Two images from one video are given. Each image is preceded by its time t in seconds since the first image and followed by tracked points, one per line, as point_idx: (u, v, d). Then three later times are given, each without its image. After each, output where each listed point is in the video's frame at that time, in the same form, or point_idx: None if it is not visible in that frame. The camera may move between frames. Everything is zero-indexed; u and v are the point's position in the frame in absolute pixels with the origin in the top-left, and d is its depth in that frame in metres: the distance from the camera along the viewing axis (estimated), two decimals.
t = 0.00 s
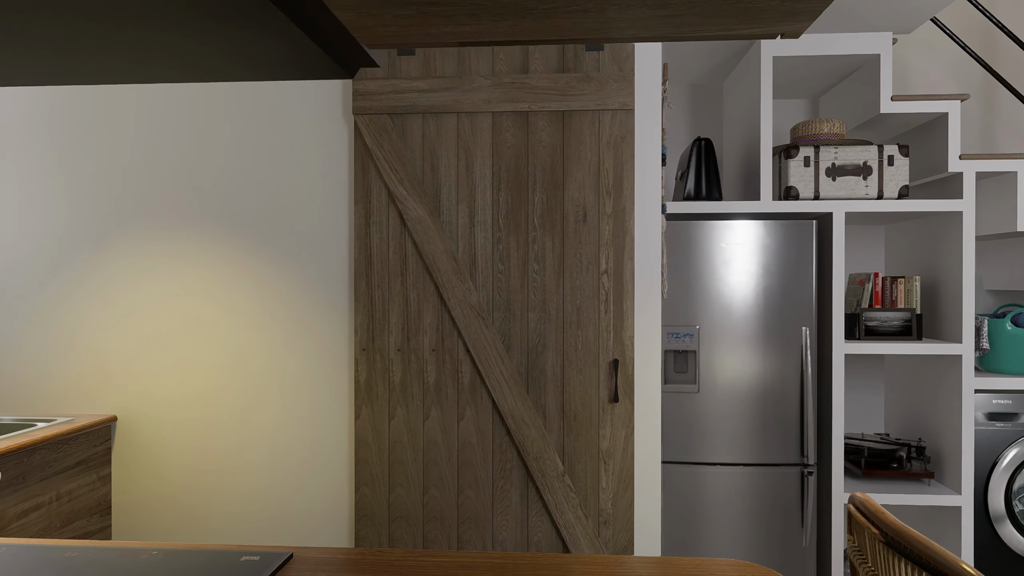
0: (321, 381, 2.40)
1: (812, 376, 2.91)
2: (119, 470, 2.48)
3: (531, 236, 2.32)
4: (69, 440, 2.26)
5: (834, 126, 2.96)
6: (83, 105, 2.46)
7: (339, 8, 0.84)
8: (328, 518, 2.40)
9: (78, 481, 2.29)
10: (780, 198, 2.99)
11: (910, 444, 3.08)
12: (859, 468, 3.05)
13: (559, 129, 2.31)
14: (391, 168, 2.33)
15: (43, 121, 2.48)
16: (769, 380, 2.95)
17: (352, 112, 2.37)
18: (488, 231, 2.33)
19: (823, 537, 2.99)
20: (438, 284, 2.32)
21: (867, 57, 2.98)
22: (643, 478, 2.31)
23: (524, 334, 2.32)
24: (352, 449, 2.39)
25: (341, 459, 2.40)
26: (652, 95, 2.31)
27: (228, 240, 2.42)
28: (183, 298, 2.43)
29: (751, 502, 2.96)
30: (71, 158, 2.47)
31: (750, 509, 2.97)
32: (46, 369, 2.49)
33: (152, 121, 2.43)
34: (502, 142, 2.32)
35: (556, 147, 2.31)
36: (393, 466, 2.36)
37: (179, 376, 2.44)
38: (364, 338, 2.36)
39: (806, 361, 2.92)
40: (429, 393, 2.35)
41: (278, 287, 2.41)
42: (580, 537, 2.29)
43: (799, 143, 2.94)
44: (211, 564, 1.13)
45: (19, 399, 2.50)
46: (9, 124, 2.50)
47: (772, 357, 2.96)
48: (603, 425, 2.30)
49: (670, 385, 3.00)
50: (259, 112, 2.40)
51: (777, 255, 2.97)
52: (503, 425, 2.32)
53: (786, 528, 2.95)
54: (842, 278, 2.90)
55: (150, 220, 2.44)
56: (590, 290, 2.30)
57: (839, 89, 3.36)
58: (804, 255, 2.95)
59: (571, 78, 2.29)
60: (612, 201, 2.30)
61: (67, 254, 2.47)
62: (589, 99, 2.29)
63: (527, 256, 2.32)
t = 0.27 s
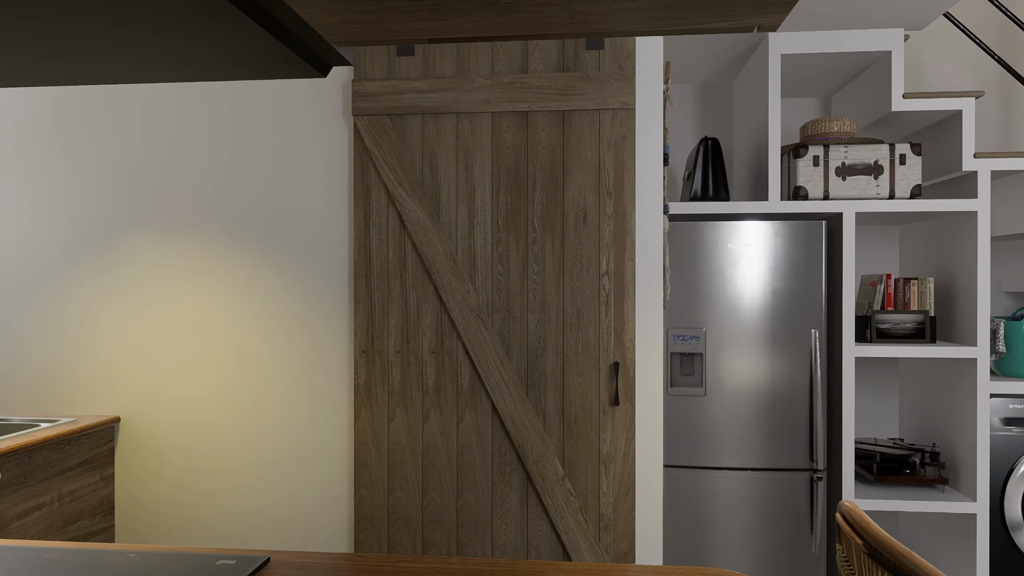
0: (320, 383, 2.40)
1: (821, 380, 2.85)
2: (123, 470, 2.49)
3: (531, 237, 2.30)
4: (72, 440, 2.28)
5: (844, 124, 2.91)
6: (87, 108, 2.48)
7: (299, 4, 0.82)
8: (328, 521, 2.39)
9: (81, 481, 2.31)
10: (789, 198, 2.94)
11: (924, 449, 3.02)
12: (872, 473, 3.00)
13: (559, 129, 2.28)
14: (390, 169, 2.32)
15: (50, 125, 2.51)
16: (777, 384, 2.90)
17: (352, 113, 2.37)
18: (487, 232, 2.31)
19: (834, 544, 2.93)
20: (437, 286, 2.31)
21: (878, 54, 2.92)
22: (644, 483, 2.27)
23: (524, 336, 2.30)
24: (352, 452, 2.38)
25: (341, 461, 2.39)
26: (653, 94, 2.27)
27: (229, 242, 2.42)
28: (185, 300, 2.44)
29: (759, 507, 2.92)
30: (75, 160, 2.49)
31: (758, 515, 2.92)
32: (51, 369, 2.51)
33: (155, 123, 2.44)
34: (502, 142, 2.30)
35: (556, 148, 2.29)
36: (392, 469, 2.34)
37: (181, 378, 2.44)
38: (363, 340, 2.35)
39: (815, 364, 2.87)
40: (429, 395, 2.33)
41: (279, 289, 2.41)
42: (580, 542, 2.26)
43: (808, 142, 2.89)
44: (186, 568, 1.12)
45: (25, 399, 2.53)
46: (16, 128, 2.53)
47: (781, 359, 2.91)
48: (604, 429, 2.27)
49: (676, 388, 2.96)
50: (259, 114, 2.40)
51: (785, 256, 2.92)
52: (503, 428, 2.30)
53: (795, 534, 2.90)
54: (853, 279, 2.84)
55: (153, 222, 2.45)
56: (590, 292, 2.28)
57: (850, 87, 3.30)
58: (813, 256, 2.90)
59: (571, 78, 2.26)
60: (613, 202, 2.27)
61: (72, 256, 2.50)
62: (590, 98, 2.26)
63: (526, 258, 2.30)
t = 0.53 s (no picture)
0: (322, 385, 2.39)
1: (833, 383, 2.80)
2: (129, 470, 2.51)
3: (532, 238, 2.27)
4: (77, 440, 2.30)
5: (856, 123, 2.84)
6: (94, 111, 2.51)
7: (260, 3, 0.81)
8: (329, 524, 2.39)
9: (86, 480, 2.33)
10: (800, 198, 2.88)
11: (940, 455, 2.94)
12: (886, 479, 2.93)
13: (561, 129, 2.26)
14: (392, 170, 2.31)
15: (58, 128, 2.54)
16: (788, 387, 2.85)
17: (353, 114, 2.36)
18: (488, 233, 2.29)
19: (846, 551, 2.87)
20: (438, 287, 2.30)
21: (892, 50, 2.86)
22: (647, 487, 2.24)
23: (525, 338, 2.28)
24: (353, 453, 2.38)
25: (343, 463, 2.38)
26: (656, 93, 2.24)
27: (232, 243, 2.43)
28: (189, 301, 2.45)
29: (769, 513, 2.87)
30: (82, 163, 2.52)
31: (768, 521, 2.87)
32: (59, 369, 2.54)
33: (160, 126, 2.46)
34: (503, 143, 2.28)
35: (557, 148, 2.26)
36: (393, 471, 2.33)
37: (185, 379, 2.46)
38: (365, 341, 2.35)
39: (826, 368, 2.81)
40: (429, 397, 2.32)
41: (282, 291, 2.41)
42: (582, 547, 2.23)
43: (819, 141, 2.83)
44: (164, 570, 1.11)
45: (34, 398, 2.56)
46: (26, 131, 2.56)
47: (791, 362, 2.86)
48: (606, 432, 2.24)
49: (684, 391, 2.92)
50: (262, 116, 2.41)
51: (796, 257, 2.87)
52: (504, 431, 2.28)
53: (806, 540, 2.85)
54: (865, 281, 2.78)
55: (158, 224, 2.47)
56: (592, 293, 2.25)
57: (865, 84, 3.23)
58: (825, 257, 2.85)
59: (572, 77, 2.24)
60: (615, 202, 2.24)
61: (80, 257, 2.52)
62: (591, 98, 2.23)
63: (528, 259, 2.28)
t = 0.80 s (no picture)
0: (325, 386, 2.39)
1: (845, 387, 2.74)
2: (136, 470, 2.53)
3: (534, 239, 2.25)
4: (84, 440, 2.32)
5: (871, 120, 2.79)
6: (103, 114, 2.53)
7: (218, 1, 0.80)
8: (332, 525, 2.39)
9: (92, 480, 2.35)
10: (812, 197, 2.83)
11: (958, 461, 2.87)
12: (901, 485, 2.85)
13: (563, 128, 2.24)
14: (393, 171, 2.30)
15: (68, 130, 2.57)
16: (799, 391, 2.80)
17: (356, 115, 2.36)
18: (491, 234, 2.28)
19: (860, 559, 2.81)
20: (440, 289, 2.28)
21: (908, 46, 2.79)
22: (651, 492, 2.20)
23: (527, 340, 2.26)
24: (356, 455, 2.37)
25: (345, 464, 2.38)
26: (660, 91, 2.21)
27: (238, 245, 2.44)
28: (195, 303, 2.47)
29: (781, 519, 2.81)
30: (90, 165, 2.55)
31: (779, 527, 2.82)
32: (69, 369, 2.57)
33: (166, 128, 2.48)
34: (505, 143, 2.26)
35: (560, 148, 2.24)
36: (396, 473, 2.32)
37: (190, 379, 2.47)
38: (367, 343, 2.34)
39: (839, 371, 2.75)
40: (431, 399, 2.31)
41: (285, 292, 2.41)
42: (584, 552, 2.20)
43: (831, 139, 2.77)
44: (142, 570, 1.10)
45: (44, 397, 2.59)
46: (37, 133, 2.59)
47: (803, 365, 2.80)
48: (609, 436, 2.21)
49: (692, 394, 2.87)
50: (266, 118, 2.41)
51: (807, 258, 2.82)
52: (506, 434, 2.26)
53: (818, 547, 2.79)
54: (880, 282, 2.72)
55: (164, 226, 2.49)
56: (595, 295, 2.22)
57: (881, 81, 3.16)
58: (837, 258, 2.79)
59: (574, 76, 2.21)
60: (618, 203, 2.21)
61: (89, 259, 2.55)
62: (594, 97, 2.21)
63: (530, 260, 2.25)
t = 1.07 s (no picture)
0: (329, 387, 2.39)
1: (860, 392, 2.68)
2: (145, 471, 2.56)
3: (537, 240, 2.23)
4: (92, 440, 2.35)
5: (886, 117, 2.70)
6: (113, 117, 2.56)
7: None
8: (336, 527, 2.38)
9: (101, 479, 2.38)
10: (826, 197, 2.77)
11: (979, 468, 2.78)
12: (918, 493, 2.77)
13: (566, 128, 2.21)
14: (396, 172, 2.30)
15: (79, 134, 2.61)
16: (812, 394, 2.74)
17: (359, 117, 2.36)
18: (493, 235, 2.26)
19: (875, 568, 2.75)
20: (443, 290, 2.27)
21: (925, 40, 2.72)
22: (656, 496, 2.16)
23: (530, 342, 2.23)
24: (360, 456, 2.37)
25: (349, 466, 2.38)
26: (664, 89, 2.17)
27: (244, 247, 2.45)
28: (202, 304, 2.49)
29: (794, 526, 2.75)
30: (101, 168, 2.58)
31: (792, 534, 2.76)
32: (80, 369, 2.60)
33: (175, 132, 2.51)
34: (507, 143, 2.25)
35: (563, 148, 2.21)
36: (399, 475, 2.32)
37: (198, 380, 2.49)
38: (370, 344, 2.34)
39: (854, 375, 2.69)
40: (434, 401, 2.29)
41: (291, 295, 2.42)
42: (587, 557, 2.17)
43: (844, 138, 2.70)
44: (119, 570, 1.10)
45: (55, 398, 2.62)
46: (49, 137, 2.63)
47: (817, 369, 2.74)
48: (613, 439, 2.18)
49: (702, 397, 2.82)
50: (271, 120, 2.43)
51: (821, 259, 2.76)
52: (509, 437, 2.24)
53: (833, 556, 2.72)
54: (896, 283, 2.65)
55: (172, 228, 2.51)
56: (598, 296, 2.19)
57: (899, 77, 3.08)
58: (852, 259, 2.73)
59: (577, 75, 2.19)
60: (621, 203, 2.18)
61: (99, 261, 2.58)
62: (596, 96, 2.18)
63: (533, 261, 2.23)
